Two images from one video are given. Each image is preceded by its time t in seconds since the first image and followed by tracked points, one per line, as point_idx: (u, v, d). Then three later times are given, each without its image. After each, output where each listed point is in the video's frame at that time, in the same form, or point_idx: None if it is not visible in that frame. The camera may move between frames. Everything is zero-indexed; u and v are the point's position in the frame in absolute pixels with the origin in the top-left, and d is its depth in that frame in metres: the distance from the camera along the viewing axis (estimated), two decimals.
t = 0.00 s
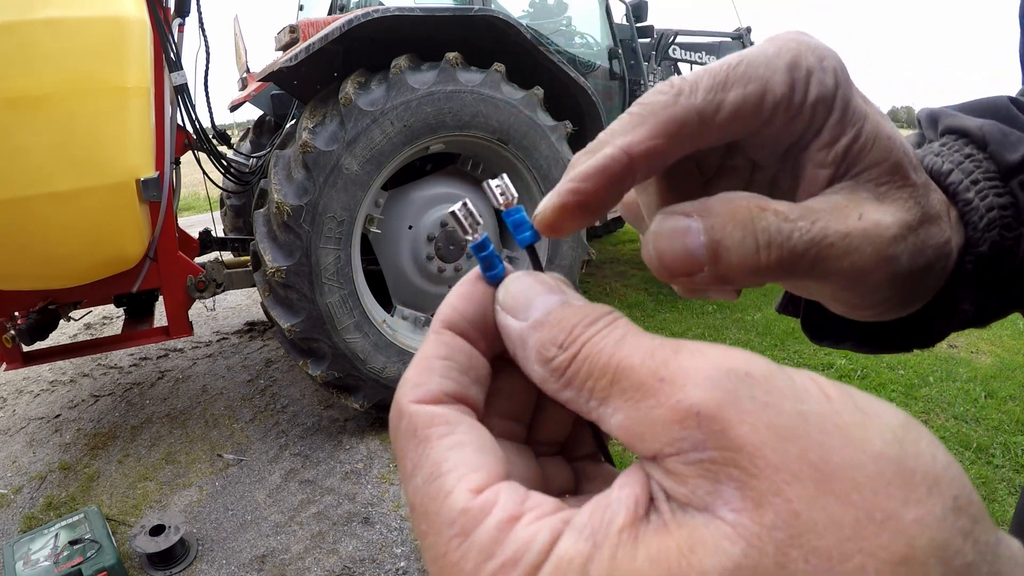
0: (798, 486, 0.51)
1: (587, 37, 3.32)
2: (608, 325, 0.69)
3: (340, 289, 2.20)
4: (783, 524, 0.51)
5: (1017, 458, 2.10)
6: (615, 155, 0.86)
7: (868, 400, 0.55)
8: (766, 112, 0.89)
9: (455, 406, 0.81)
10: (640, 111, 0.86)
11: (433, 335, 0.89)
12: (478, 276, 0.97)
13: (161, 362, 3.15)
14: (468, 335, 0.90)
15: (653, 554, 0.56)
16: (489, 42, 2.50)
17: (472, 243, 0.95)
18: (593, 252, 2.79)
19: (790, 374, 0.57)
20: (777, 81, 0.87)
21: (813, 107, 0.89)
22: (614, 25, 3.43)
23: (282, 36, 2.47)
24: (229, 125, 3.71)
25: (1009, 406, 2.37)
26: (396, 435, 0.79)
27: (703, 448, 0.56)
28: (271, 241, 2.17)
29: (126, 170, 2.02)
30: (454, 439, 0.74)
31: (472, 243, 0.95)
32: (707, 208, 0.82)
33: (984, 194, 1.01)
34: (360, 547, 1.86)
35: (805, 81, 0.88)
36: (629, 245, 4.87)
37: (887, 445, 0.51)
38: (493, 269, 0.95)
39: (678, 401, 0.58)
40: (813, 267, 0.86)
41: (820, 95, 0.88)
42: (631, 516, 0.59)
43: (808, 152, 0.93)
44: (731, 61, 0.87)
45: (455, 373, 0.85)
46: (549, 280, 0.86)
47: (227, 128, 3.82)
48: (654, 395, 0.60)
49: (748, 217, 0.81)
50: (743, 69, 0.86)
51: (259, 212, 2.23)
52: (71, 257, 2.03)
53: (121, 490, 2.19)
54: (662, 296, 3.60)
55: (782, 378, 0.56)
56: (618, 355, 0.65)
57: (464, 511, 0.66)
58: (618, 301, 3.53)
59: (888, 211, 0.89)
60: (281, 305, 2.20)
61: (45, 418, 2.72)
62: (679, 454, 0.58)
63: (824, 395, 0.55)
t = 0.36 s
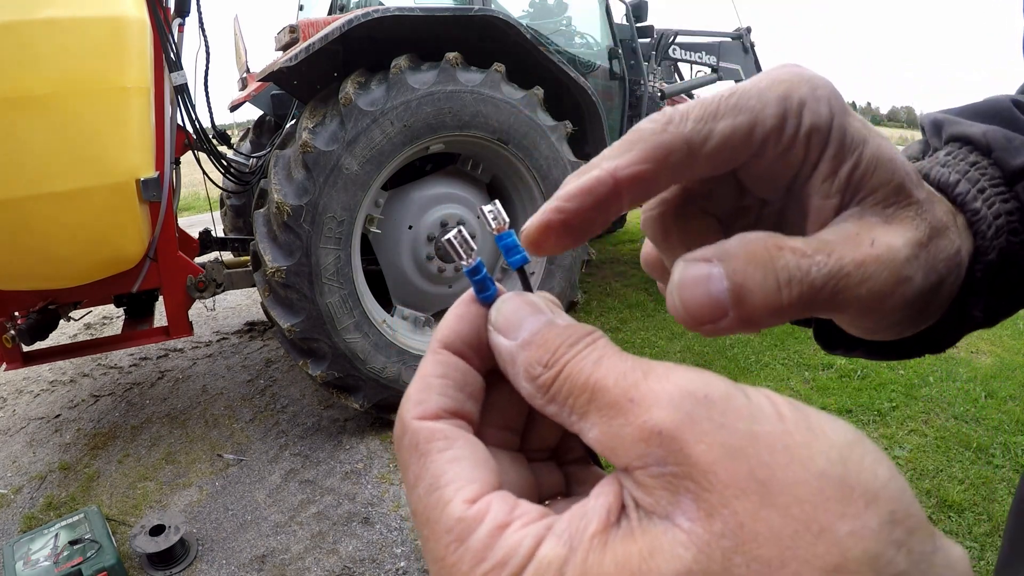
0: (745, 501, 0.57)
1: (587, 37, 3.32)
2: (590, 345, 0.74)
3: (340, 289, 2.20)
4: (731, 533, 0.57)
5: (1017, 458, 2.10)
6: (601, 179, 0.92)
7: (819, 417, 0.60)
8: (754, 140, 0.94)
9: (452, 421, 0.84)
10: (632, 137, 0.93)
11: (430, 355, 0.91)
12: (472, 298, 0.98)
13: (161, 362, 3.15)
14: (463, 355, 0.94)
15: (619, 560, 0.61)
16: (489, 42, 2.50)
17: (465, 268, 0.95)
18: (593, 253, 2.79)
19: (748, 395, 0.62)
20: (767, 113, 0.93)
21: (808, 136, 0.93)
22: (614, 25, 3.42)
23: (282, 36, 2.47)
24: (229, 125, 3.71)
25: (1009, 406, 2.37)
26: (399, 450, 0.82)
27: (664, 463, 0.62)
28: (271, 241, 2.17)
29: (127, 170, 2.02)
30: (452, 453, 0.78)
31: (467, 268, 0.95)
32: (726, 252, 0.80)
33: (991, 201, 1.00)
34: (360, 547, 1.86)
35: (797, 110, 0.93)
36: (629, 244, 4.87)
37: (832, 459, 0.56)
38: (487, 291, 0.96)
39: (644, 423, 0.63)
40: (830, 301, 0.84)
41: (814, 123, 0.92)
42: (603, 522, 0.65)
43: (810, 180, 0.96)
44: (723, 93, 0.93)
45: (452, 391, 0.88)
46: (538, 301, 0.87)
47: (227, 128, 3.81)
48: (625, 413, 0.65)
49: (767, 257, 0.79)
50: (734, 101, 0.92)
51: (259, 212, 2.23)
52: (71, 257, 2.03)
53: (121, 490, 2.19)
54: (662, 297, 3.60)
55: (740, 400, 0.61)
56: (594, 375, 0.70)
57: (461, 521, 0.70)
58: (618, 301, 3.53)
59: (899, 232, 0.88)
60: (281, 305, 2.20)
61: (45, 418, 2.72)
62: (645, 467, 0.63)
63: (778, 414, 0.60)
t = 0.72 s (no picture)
0: None
1: (587, 37, 3.32)
2: (567, 438, 0.78)
3: (340, 289, 2.20)
4: None
5: (1017, 458, 2.10)
6: (570, 263, 0.84)
7: (796, 520, 0.65)
8: (749, 231, 0.83)
9: (438, 514, 0.98)
10: (608, 220, 0.82)
11: (414, 447, 1.03)
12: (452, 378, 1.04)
13: (161, 362, 3.15)
14: (444, 442, 1.05)
15: None
16: (488, 42, 2.50)
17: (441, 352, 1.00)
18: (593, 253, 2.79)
19: (729, 498, 0.67)
20: (762, 203, 0.80)
21: (808, 228, 0.83)
22: (614, 25, 3.42)
23: (282, 36, 2.47)
24: (229, 125, 3.71)
25: (1008, 406, 2.37)
26: (394, 545, 0.96)
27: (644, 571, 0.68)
28: (271, 241, 2.17)
29: (127, 169, 2.01)
30: (439, 550, 0.92)
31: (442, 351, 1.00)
32: (740, 367, 0.76)
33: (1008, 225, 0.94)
34: (360, 547, 1.86)
35: (798, 202, 0.81)
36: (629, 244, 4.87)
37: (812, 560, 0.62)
38: (464, 371, 1.02)
39: (623, 532, 0.69)
40: (841, 404, 0.81)
41: (816, 215, 0.82)
42: None
43: (814, 270, 0.88)
44: (714, 175, 0.81)
45: (435, 483, 1.01)
46: (519, 380, 0.91)
47: (227, 128, 3.81)
48: (606, 517, 0.71)
49: (782, 373, 0.76)
50: (726, 187, 0.80)
51: (259, 212, 2.23)
52: (72, 257, 2.03)
53: (121, 490, 2.19)
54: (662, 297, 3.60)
55: (721, 504, 0.66)
56: (574, 473, 0.75)
57: None
58: (619, 301, 3.52)
59: (913, 322, 0.82)
60: (281, 305, 2.20)
61: (45, 418, 2.72)
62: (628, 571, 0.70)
63: (759, 520, 0.65)
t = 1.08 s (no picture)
0: None
1: (587, 37, 3.32)
2: (574, 461, 0.80)
3: (340, 289, 2.20)
4: None
5: (1017, 458, 2.10)
6: (577, 296, 0.81)
7: (798, 544, 0.68)
8: (762, 255, 0.82)
9: (446, 537, 1.00)
10: (618, 248, 0.80)
11: (422, 469, 1.04)
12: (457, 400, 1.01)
13: (161, 362, 3.15)
14: (453, 463, 1.05)
15: None
16: (488, 43, 2.50)
17: (446, 377, 0.96)
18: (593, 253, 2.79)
19: (733, 526, 0.70)
20: (774, 228, 0.79)
21: (821, 254, 0.83)
22: (614, 25, 3.42)
23: (282, 36, 2.46)
24: (229, 125, 3.71)
25: (1008, 406, 2.37)
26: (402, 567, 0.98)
27: None
28: (270, 241, 2.17)
29: (127, 169, 2.01)
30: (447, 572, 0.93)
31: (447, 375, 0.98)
32: (755, 404, 0.79)
33: None
34: (360, 547, 1.86)
35: (808, 229, 0.80)
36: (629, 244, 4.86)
37: None
38: (471, 393, 1.00)
39: (628, 558, 0.71)
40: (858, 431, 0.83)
41: (827, 241, 0.82)
42: None
43: (827, 288, 0.88)
44: (725, 200, 0.79)
45: (444, 505, 1.02)
46: (528, 402, 0.91)
47: (227, 128, 3.81)
48: (611, 542, 0.73)
49: (796, 407, 0.79)
50: (739, 213, 0.78)
51: (259, 212, 2.23)
52: (73, 257, 2.03)
53: (121, 490, 2.19)
54: (662, 296, 3.60)
55: (725, 532, 0.69)
56: (581, 497, 0.77)
57: None
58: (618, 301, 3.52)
59: (926, 346, 0.83)
60: (281, 305, 2.20)
61: (45, 418, 2.72)
62: None
63: (762, 548, 0.68)
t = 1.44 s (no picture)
0: None
1: (587, 37, 3.32)
2: (573, 521, 0.83)
3: (340, 289, 2.20)
4: None
5: (1017, 458, 2.10)
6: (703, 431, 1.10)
7: None
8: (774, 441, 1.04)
9: None
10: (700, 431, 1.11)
11: (430, 531, 1.05)
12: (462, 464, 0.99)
13: (161, 362, 3.15)
14: (459, 525, 1.05)
15: None
16: (488, 42, 2.50)
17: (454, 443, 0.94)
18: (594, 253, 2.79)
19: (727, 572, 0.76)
20: (752, 416, 1.02)
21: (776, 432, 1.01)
22: (615, 25, 3.42)
23: (282, 36, 2.46)
24: (229, 124, 3.71)
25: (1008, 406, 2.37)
26: None
27: None
28: (270, 241, 2.17)
29: (127, 169, 2.01)
30: None
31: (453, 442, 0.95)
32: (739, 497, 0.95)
33: None
34: (360, 547, 1.87)
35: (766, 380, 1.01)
36: (629, 244, 4.86)
37: None
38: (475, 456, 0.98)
39: None
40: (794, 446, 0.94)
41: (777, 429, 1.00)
42: None
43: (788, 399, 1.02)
44: (721, 411, 1.08)
45: (451, 563, 1.06)
46: (531, 463, 0.91)
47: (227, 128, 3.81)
48: None
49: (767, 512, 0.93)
50: (730, 414, 1.06)
51: (259, 212, 2.23)
52: (73, 257, 2.03)
53: (121, 490, 2.19)
54: (662, 297, 3.60)
55: None
56: (583, 553, 0.80)
57: None
58: (619, 301, 3.52)
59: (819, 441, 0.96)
60: (281, 305, 2.20)
61: (45, 418, 2.72)
62: None
63: None
